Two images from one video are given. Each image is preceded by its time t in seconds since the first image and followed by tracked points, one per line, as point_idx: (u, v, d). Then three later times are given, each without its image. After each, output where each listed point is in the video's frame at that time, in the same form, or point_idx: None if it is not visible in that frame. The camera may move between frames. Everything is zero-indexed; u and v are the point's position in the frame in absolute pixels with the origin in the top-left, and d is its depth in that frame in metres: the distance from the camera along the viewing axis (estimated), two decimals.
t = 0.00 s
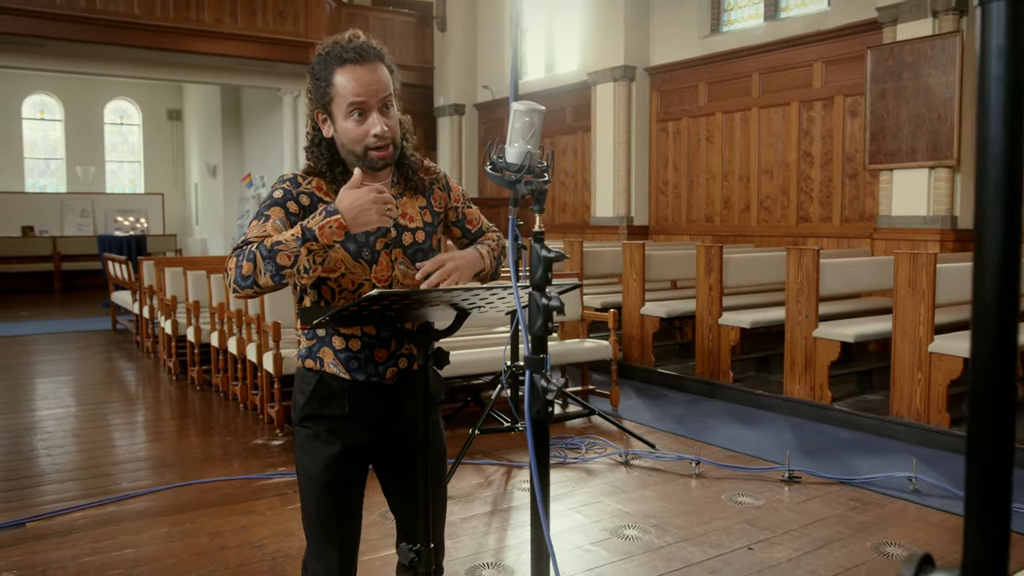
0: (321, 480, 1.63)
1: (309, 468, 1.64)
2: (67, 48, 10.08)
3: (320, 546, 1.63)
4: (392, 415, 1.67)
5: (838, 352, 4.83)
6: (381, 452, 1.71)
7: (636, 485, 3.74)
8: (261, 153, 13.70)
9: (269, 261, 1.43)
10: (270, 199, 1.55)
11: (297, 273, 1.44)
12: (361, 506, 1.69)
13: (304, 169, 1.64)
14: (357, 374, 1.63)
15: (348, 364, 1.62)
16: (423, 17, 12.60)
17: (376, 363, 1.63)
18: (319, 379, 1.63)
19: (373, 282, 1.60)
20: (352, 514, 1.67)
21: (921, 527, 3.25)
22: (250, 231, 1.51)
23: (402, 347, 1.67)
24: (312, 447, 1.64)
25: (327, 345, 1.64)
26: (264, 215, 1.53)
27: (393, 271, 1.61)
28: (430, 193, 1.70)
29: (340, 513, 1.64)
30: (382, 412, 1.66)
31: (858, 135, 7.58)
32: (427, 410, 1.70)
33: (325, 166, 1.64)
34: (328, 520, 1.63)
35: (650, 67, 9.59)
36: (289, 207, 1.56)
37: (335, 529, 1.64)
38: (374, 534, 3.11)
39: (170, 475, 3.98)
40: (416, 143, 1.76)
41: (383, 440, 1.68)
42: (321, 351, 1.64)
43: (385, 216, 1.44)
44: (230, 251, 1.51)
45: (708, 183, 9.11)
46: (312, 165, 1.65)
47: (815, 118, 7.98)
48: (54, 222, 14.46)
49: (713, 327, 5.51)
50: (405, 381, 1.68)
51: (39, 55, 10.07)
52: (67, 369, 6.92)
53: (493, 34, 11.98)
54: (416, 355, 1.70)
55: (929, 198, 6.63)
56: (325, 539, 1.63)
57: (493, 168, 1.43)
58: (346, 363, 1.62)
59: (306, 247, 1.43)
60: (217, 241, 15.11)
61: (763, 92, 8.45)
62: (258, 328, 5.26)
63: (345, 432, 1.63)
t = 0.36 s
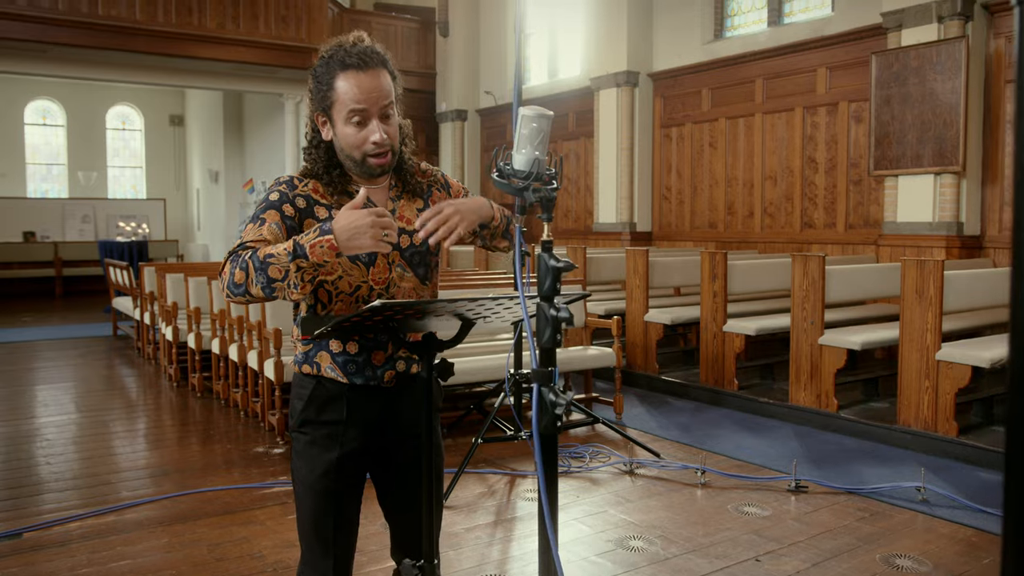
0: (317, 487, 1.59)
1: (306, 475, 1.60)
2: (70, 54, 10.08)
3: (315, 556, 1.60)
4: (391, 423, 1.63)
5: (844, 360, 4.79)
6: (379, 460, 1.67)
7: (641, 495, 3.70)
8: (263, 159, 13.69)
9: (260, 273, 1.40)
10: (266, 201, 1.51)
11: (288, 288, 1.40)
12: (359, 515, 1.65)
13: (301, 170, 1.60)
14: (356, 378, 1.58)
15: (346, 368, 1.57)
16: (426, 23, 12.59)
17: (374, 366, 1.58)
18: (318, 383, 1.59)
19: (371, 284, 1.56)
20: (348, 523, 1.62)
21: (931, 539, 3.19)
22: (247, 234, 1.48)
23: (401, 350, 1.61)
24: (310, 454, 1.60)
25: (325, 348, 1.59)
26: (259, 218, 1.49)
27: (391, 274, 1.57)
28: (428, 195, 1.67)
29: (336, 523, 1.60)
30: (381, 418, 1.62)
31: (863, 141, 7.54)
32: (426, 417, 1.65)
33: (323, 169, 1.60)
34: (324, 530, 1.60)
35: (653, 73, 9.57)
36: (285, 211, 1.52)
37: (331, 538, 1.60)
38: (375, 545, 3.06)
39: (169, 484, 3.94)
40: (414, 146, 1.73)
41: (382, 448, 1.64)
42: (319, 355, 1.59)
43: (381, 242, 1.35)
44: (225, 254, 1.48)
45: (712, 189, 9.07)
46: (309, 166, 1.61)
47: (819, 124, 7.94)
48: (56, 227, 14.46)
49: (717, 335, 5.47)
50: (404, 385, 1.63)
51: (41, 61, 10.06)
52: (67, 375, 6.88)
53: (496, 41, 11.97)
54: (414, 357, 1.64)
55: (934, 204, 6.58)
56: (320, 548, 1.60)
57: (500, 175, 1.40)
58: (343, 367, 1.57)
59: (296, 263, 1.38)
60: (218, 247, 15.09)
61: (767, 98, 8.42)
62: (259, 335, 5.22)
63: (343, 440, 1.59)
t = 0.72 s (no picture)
0: (315, 495, 1.55)
1: (304, 484, 1.56)
2: (72, 61, 10.07)
3: (313, 566, 1.55)
4: (393, 431, 1.58)
5: (851, 369, 4.74)
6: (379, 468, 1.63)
7: (648, 506, 3.65)
8: (265, 166, 13.68)
9: (266, 298, 1.36)
10: (263, 211, 1.47)
11: (295, 314, 1.37)
12: (358, 524, 1.61)
13: (298, 172, 1.55)
14: (356, 386, 1.53)
15: (345, 375, 1.52)
16: (428, 30, 12.58)
17: (375, 372, 1.53)
18: (317, 391, 1.54)
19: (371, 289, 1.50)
20: (347, 531, 1.58)
21: (942, 551, 3.14)
22: (246, 248, 1.45)
23: (401, 354, 1.56)
24: (308, 461, 1.55)
25: (324, 358, 1.53)
26: (258, 231, 1.46)
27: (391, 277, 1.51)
28: (429, 195, 1.62)
29: (335, 532, 1.56)
30: (383, 427, 1.57)
31: (867, 148, 7.51)
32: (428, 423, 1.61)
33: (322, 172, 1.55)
34: (322, 541, 1.55)
35: (656, 80, 9.55)
36: (282, 219, 1.48)
37: (330, 547, 1.57)
38: (378, 557, 3.02)
39: (170, 494, 3.89)
40: (416, 147, 1.69)
41: (383, 456, 1.60)
42: (318, 364, 1.54)
43: (389, 275, 1.33)
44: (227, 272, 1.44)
45: (715, 197, 9.04)
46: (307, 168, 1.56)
47: (823, 131, 7.91)
48: (57, 234, 14.44)
49: (722, 343, 5.43)
50: (406, 391, 1.58)
51: (43, 68, 10.05)
52: (68, 383, 6.84)
53: (499, 49, 11.97)
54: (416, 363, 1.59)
55: (940, 211, 6.54)
56: (318, 559, 1.55)
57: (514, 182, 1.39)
58: (343, 374, 1.52)
59: (303, 294, 1.35)
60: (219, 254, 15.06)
61: (771, 105, 8.40)
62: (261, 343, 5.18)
63: (342, 448, 1.54)
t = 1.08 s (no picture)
0: (316, 505, 1.50)
1: (305, 494, 1.51)
2: (73, 67, 10.05)
3: None
4: (397, 439, 1.54)
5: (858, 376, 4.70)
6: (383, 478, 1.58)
7: (655, 516, 3.60)
8: (266, 172, 13.65)
9: (292, 313, 1.34)
10: (268, 219, 1.43)
11: (321, 323, 1.35)
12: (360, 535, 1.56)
13: (299, 175, 1.51)
14: (359, 394, 1.49)
15: (348, 382, 1.48)
16: (430, 36, 12.56)
17: (378, 380, 1.48)
18: (320, 398, 1.50)
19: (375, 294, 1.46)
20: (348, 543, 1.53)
21: (955, 562, 3.09)
22: (256, 262, 1.42)
23: (406, 360, 1.51)
24: (309, 470, 1.51)
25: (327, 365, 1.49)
26: (264, 242, 1.42)
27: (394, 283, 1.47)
28: (432, 194, 1.58)
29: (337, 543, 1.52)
30: (386, 434, 1.53)
31: (872, 154, 7.48)
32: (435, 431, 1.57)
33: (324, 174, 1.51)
34: (322, 553, 1.50)
35: (659, 86, 9.53)
36: (289, 227, 1.45)
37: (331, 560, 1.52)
38: (383, 569, 2.97)
39: (171, 503, 3.84)
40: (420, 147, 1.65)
41: (386, 465, 1.55)
42: (319, 372, 1.50)
43: (407, 262, 1.34)
44: (243, 291, 1.41)
45: (719, 203, 9.01)
46: (308, 170, 1.51)
47: (827, 137, 7.88)
48: (57, 241, 14.41)
49: (728, 350, 5.38)
50: (410, 398, 1.54)
51: (45, 74, 10.05)
52: (67, 391, 6.79)
53: (502, 55, 11.96)
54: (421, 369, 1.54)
55: (946, 218, 6.50)
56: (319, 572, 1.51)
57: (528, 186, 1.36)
58: (346, 382, 1.48)
59: (330, 300, 1.34)
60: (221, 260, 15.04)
61: (774, 110, 8.36)
62: (262, 350, 5.14)
63: (345, 456, 1.50)
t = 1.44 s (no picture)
0: (323, 518, 1.46)
1: (311, 507, 1.47)
2: (74, 72, 10.03)
3: None
4: (405, 451, 1.49)
5: (866, 383, 4.64)
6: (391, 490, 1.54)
7: (662, 525, 3.55)
8: (268, 177, 13.64)
9: (305, 314, 1.30)
10: (274, 223, 1.39)
11: (337, 322, 1.31)
12: (368, 550, 1.52)
13: (305, 177, 1.47)
14: (365, 403, 1.44)
15: (354, 391, 1.44)
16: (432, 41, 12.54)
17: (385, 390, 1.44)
18: (325, 408, 1.45)
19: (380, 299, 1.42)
20: (355, 557, 1.49)
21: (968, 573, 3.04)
22: (265, 268, 1.38)
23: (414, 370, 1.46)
24: (315, 483, 1.47)
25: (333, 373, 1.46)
26: (273, 247, 1.38)
27: (401, 288, 1.43)
28: (442, 197, 1.53)
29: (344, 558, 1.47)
30: (394, 445, 1.48)
31: (877, 159, 7.44)
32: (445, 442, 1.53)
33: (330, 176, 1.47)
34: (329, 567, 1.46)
35: (662, 91, 9.50)
36: (297, 230, 1.40)
37: None
38: None
39: (172, 512, 3.79)
40: (430, 148, 1.60)
41: (395, 476, 1.51)
42: (325, 380, 1.46)
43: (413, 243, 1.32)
44: (254, 299, 1.38)
45: (723, 209, 8.97)
46: (314, 172, 1.48)
47: (832, 142, 7.84)
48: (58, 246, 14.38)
49: (733, 356, 5.33)
50: (418, 409, 1.49)
51: (47, 79, 10.04)
52: (67, 398, 6.74)
53: (504, 60, 11.95)
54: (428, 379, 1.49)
55: (952, 223, 6.46)
56: None
57: (543, 189, 1.33)
58: (351, 390, 1.44)
59: (344, 295, 1.30)
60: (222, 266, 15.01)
61: (778, 115, 8.33)
62: (264, 356, 5.09)
63: (352, 468, 1.45)
